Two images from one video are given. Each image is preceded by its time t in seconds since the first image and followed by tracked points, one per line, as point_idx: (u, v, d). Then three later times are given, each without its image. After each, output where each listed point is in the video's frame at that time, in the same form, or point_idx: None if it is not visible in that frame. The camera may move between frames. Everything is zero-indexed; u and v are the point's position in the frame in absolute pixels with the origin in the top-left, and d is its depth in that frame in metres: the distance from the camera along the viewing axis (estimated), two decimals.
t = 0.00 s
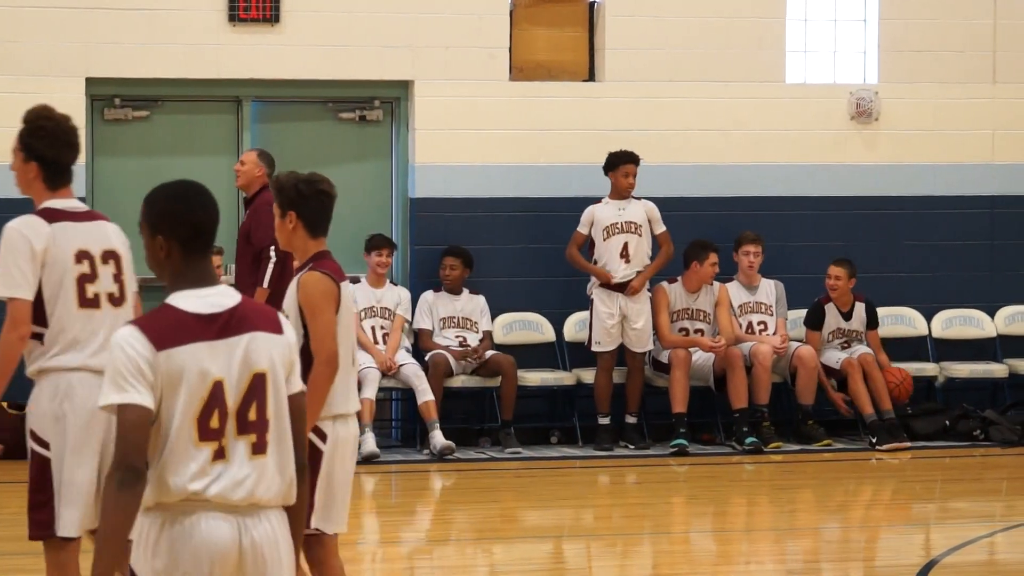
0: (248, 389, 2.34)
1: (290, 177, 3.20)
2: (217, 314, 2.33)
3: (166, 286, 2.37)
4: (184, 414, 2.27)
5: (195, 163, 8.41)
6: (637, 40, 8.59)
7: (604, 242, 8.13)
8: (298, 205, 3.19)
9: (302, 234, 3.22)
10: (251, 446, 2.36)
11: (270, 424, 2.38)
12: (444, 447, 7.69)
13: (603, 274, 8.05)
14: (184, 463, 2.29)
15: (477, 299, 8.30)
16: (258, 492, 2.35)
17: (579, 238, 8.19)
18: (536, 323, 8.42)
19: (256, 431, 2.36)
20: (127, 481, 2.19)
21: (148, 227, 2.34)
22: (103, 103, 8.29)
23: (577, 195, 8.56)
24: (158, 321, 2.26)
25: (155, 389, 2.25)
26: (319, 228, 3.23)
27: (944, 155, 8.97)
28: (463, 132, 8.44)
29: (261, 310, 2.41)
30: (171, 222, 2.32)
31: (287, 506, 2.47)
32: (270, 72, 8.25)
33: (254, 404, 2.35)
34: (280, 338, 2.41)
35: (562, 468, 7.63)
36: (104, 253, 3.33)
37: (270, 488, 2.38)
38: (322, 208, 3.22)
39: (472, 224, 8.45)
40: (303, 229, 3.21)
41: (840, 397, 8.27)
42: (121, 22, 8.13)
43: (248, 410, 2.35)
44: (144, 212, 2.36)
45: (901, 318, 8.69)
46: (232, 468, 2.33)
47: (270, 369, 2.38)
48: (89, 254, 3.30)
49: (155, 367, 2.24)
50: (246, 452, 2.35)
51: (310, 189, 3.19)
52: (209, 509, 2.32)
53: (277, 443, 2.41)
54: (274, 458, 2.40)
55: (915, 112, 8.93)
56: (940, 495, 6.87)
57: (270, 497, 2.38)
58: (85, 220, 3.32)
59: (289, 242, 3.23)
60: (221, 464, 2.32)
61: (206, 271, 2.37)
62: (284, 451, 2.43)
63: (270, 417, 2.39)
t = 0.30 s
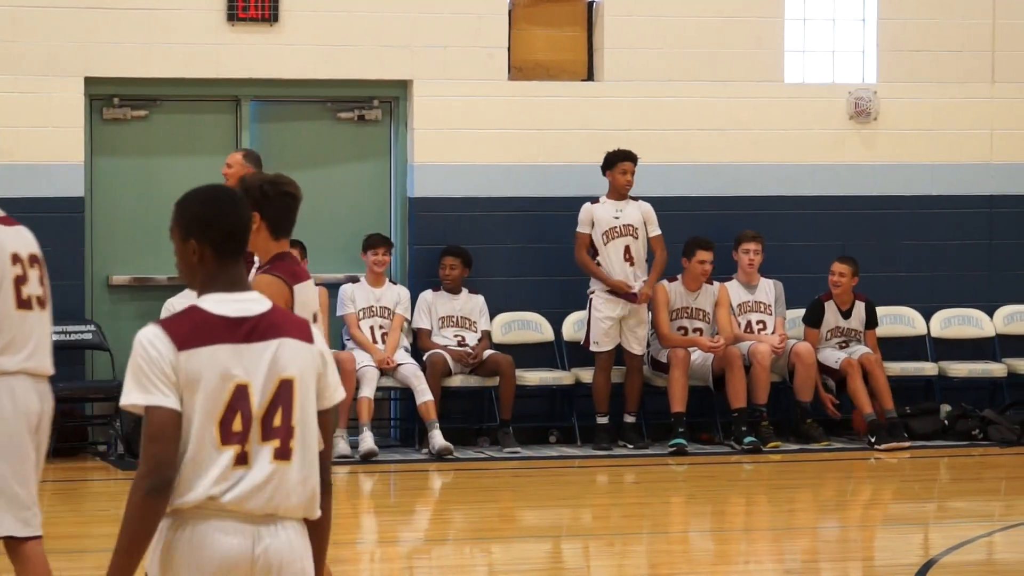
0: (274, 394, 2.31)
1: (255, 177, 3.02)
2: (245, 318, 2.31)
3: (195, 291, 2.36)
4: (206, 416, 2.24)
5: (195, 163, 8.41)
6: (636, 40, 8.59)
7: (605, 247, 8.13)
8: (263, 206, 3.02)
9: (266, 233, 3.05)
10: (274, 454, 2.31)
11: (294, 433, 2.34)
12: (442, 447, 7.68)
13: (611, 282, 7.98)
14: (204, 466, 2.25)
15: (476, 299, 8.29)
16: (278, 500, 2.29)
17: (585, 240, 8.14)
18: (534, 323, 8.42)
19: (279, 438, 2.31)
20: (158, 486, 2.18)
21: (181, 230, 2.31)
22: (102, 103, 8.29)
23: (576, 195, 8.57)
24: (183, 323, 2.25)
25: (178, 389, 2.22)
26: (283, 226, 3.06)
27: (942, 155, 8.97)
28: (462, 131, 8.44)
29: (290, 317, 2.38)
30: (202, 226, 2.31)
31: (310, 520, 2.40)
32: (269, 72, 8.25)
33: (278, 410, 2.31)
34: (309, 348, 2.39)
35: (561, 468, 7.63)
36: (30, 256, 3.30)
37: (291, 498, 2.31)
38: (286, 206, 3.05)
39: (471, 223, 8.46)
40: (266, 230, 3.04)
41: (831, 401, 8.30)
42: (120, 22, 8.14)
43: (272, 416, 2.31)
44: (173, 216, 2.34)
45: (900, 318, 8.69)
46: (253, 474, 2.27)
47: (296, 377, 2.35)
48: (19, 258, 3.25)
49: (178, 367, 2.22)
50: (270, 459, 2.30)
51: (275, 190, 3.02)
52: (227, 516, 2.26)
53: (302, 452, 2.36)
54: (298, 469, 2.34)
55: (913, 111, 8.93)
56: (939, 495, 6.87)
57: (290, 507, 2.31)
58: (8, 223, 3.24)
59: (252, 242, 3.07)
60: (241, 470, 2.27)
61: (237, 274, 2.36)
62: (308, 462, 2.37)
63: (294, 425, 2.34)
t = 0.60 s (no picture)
0: (263, 402, 2.14)
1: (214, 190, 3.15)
2: (232, 329, 2.16)
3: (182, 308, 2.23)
4: (190, 429, 2.08)
5: (194, 163, 8.41)
6: (635, 41, 8.59)
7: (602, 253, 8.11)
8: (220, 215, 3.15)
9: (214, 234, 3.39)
10: (264, 466, 2.14)
11: (285, 443, 2.16)
12: (442, 448, 7.67)
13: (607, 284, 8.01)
14: (190, 482, 2.08)
15: (475, 299, 8.29)
16: (268, 514, 2.12)
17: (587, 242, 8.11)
18: (534, 323, 8.42)
19: (270, 449, 2.14)
20: (139, 506, 2.06)
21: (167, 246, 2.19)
22: (101, 103, 8.29)
23: (575, 195, 8.56)
24: (165, 334, 2.11)
25: (160, 402, 2.07)
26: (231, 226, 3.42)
27: (941, 156, 8.97)
28: (461, 131, 8.44)
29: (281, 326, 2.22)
30: (189, 240, 2.18)
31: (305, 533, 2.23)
32: (268, 72, 8.25)
33: (267, 419, 2.14)
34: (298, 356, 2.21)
35: (560, 468, 7.63)
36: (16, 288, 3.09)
37: (283, 511, 2.14)
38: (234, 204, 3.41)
39: (471, 223, 8.45)
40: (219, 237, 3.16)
41: (837, 390, 8.30)
42: (119, 22, 8.13)
43: (261, 426, 2.14)
44: (159, 232, 2.21)
45: (900, 319, 8.69)
46: (244, 488, 2.11)
47: (285, 383, 2.17)
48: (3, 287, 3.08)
49: (160, 379, 2.07)
50: (260, 471, 2.13)
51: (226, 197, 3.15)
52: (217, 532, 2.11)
53: (296, 460, 2.18)
54: (292, 480, 2.17)
55: (913, 112, 8.92)
56: (938, 496, 6.86)
57: (282, 519, 2.15)
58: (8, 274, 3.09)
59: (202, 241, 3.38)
60: (229, 486, 2.10)
61: (223, 291, 2.22)
62: (301, 471, 2.20)
63: (286, 434, 2.17)
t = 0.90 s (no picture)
0: (173, 394, 2.19)
1: (162, 181, 3.38)
2: (135, 328, 2.22)
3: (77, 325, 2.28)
4: (108, 425, 2.12)
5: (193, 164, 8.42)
6: (633, 42, 8.60)
7: (598, 253, 8.15)
8: (163, 207, 3.41)
9: (167, 231, 3.48)
10: (186, 451, 2.19)
11: (204, 428, 2.22)
12: (442, 450, 7.67)
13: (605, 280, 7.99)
14: (116, 477, 2.11)
15: (474, 300, 8.31)
16: (198, 495, 2.17)
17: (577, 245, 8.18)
18: (533, 324, 8.41)
19: (190, 436, 2.19)
20: (72, 501, 2.07)
21: (56, 267, 2.24)
22: (100, 104, 8.29)
23: (574, 196, 8.57)
24: (68, 342, 2.16)
25: (76, 400, 2.10)
26: (181, 228, 3.47)
27: (940, 157, 8.98)
28: (460, 132, 8.44)
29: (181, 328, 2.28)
30: (79, 258, 2.24)
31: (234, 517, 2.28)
32: (267, 73, 8.25)
33: (182, 408, 2.20)
34: (200, 348, 2.27)
35: (558, 469, 7.63)
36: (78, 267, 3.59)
37: (213, 491, 2.20)
38: (185, 205, 3.42)
39: (470, 225, 8.46)
40: (167, 229, 3.46)
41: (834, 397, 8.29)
42: (118, 23, 8.13)
43: (177, 414, 2.19)
44: (45, 254, 2.26)
45: (899, 320, 8.69)
46: (169, 477, 2.15)
47: (193, 374, 2.23)
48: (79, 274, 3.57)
49: (71, 381, 2.11)
50: (183, 458, 2.18)
51: (172, 190, 3.38)
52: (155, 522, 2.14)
53: (216, 446, 2.23)
54: (216, 462, 2.22)
55: (912, 113, 8.93)
56: (937, 497, 6.86)
57: (214, 500, 2.20)
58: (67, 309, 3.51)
59: (159, 237, 3.50)
60: (157, 472, 2.14)
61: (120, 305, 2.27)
62: (223, 454, 2.25)
63: (201, 422, 2.22)
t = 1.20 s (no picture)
0: (78, 434, 2.67)
1: (120, 184, 3.58)
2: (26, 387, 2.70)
3: None
4: (28, 468, 2.59)
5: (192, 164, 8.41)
6: (632, 41, 8.59)
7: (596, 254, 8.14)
8: (122, 208, 3.57)
9: (130, 234, 3.61)
10: (102, 477, 2.68)
11: (111, 458, 2.72)
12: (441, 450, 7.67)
13: (604, 265, 8.00)
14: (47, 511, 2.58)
15: (473, 300, 8.31)
16: (123, 511, 2.67)
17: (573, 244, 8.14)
18: (533, 324, 8.41)
19: (102, 464, 2.69)
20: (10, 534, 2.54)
21: None
22: (100, 104, 8.29)
23: (573, 196, 8.57)
24: None
25: None
26: (144, 230, 3.60)
27: (940, 157, 8.97)
28: (459, 132, 8.43)
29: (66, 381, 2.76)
30: None
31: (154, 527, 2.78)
32: (266, 73, 8.25)
33: (90, 444, 2.68)
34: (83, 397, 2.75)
35: (558, 469, 7.63)
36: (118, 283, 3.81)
37: (133, 505, 2.70)
38: (148, 208, 3.59)
39: (469, 225, 8.46)
40: (128, 232, 3.59)
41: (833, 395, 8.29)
42: (117, 22, 8.13)
43: (88, 449, 2.68)
44: None
45: (898, 320, 8.69)
46: (93, 501, 2.64)
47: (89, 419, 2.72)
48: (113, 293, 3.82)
49: None
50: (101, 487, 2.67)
51: (133, 191, 3.56)
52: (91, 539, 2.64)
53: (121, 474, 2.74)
54: (126, 484, 2.73)
55: (911, 113, 8.92)
56: (936, 497, 6.86)
57: (137, 513, 2.69)
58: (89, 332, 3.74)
59: (120, 241, 3.62)
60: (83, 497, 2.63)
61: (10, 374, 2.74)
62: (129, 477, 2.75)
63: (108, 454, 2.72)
